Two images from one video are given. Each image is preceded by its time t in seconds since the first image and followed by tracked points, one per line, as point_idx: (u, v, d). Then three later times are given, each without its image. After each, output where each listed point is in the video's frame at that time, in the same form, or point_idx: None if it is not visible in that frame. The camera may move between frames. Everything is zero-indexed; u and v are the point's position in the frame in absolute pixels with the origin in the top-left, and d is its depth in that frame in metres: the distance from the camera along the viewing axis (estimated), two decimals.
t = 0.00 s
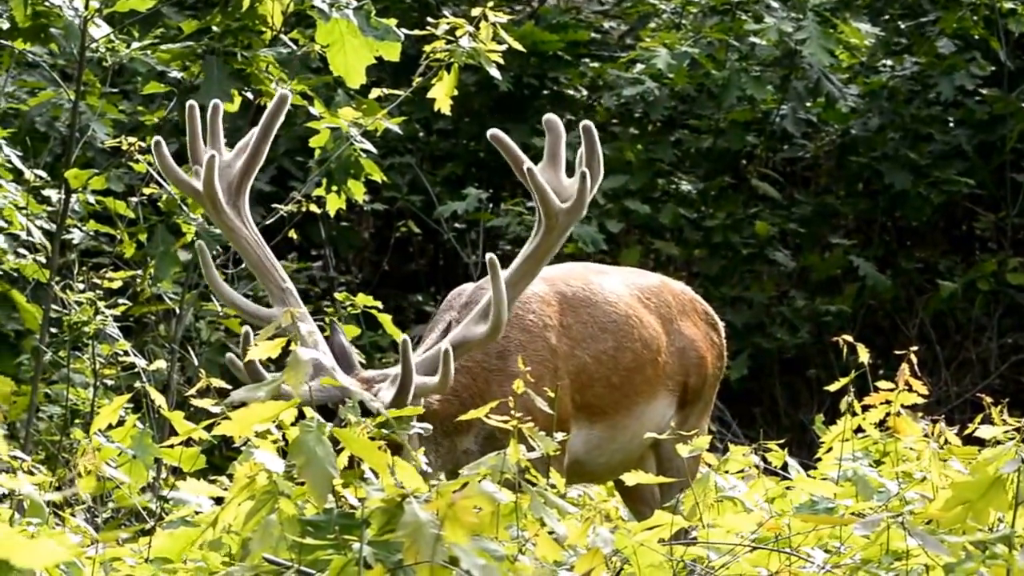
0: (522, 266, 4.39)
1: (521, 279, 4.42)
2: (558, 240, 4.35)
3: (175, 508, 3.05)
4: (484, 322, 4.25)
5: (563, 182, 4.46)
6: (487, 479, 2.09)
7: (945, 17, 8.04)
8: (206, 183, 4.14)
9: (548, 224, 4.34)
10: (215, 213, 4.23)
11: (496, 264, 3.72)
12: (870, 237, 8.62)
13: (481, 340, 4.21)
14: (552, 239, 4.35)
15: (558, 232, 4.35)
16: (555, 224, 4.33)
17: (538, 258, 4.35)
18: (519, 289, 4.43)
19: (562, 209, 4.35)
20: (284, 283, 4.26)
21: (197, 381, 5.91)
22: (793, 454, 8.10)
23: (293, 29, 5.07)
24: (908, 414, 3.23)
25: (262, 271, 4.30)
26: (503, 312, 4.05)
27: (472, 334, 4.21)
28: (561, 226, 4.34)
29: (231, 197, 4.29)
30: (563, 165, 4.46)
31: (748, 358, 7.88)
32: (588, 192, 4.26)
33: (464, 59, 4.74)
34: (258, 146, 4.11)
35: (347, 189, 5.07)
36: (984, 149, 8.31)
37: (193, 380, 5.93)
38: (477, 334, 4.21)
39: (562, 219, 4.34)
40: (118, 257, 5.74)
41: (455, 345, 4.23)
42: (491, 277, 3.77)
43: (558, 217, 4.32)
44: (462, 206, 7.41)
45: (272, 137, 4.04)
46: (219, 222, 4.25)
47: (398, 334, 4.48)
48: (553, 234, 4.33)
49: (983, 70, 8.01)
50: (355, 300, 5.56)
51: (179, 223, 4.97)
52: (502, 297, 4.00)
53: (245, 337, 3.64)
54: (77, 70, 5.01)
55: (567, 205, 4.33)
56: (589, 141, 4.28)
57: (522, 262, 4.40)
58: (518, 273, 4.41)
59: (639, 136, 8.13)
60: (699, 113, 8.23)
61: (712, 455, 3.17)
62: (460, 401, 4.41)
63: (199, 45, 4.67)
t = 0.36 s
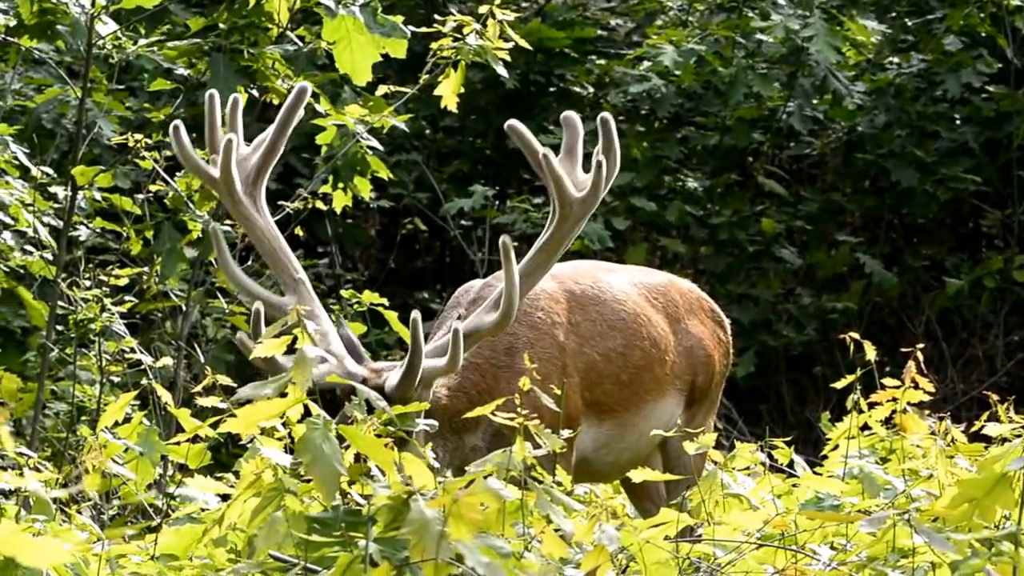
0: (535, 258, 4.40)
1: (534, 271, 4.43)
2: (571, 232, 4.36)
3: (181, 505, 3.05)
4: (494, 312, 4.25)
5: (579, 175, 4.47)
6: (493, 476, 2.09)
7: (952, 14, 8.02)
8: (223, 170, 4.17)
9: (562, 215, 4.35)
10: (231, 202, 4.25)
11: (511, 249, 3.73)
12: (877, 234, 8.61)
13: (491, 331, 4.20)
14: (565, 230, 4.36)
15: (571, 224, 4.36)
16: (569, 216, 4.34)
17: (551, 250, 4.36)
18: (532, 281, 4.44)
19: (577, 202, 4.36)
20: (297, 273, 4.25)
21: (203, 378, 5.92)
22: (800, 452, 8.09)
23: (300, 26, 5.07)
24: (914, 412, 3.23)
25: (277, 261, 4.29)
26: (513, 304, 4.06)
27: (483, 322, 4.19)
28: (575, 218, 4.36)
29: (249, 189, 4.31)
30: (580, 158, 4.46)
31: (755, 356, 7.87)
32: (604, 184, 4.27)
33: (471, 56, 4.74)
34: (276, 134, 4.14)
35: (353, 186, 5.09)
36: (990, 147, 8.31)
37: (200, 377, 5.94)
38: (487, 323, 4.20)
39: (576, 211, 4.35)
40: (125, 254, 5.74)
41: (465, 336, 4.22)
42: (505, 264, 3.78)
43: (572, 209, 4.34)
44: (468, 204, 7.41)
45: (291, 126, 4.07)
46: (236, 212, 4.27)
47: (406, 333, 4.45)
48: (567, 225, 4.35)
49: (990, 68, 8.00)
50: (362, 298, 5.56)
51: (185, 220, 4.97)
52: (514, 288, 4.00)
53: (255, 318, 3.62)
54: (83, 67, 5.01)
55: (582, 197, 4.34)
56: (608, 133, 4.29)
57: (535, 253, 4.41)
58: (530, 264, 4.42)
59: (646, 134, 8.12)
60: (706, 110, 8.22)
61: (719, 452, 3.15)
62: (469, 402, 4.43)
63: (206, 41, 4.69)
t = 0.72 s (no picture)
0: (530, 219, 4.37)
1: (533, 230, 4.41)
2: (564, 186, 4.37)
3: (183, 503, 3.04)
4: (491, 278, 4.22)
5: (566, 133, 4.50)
6: (497, 473, 2.08)
7: (956, 12, 8.01)
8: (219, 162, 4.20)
9: (553, 171, 4.36)
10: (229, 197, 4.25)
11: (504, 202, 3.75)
12: (881, 232, 8.60)
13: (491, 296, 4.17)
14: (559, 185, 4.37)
15: (564, 178, 4.37)
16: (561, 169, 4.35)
17: (547, 206, 4.36)
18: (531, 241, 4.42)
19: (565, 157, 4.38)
20: (297, 262, 4.22)
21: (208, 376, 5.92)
22: (804, 449, 8.08)
23: (304, 24, 5.07)
24: (918, 409, 3.23)
25: (275, 253, 4.26)
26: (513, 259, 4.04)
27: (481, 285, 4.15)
28: (566, 172, 4.37)
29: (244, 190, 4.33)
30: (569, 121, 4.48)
31: (759, 353, 7.86)
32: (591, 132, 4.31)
33: (475, 54, 4.72)
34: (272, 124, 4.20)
35: (358, 183, 5.07)
36: (995, 144, 8.30)
37: (204, 375, 5.94)
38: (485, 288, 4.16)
39: (567, 165, 4.37)
40: (129, 251, 5.75)
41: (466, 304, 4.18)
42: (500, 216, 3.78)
43: (564, 162, 4.35)
44: (472, 201, 7.42)
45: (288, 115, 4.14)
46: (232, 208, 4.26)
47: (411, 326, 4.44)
48: (559, 178, 4.36)
49: (994, 65, 8.00)
50: (366, 294, 5.56)
51: (189, 217, 4.97)
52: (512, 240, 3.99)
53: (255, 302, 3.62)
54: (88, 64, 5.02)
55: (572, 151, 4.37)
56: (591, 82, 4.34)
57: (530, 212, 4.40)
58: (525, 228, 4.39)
59: (650, 131, 8.11)
60: (710, 108, 8.22)
61: (723, 449, 3.12)
62: (475, 391, 4.37)
63: (210, 39, 4.67)
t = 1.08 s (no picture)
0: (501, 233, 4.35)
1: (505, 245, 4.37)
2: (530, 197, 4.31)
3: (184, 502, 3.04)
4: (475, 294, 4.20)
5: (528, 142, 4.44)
6: (499, 470, 2.09)
7: (957, 9, 8.01)
8: (186, 212, 4.03)
9: (517, 183, 4.30)
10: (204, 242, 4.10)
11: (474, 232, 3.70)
12: (883, 229, 8.61)
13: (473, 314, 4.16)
14: (524, 197, 4.31)
15: (529, 188, 4.31)
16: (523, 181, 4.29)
17: (516, 220, 4.31)
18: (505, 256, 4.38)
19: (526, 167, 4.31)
20: (285, 295, 4.14)
21: (209, 373, 5.92)
22: (805, 446, 8.08)
23: (306, 21, 5.08)
24: (920, 407, 3.24)
25: (261, 288, 4.17)
26: (490, 282, 4.01)
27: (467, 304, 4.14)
28: (530, 183, 4.31)
29: (215, 225, 4.18)
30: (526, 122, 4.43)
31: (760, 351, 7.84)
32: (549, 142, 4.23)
33: (476, 51, 4.73)
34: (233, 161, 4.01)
35: (359, 180, 5.06)
36: (996, 142, 8.29)
37: (205, 372, 5.95)
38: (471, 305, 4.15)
39: (531, 176, 4.30)
40: (130, 248, 5.75)
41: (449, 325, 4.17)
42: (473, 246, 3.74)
43: (526, 173, 4.29)
44: (473, 198, 7.42)
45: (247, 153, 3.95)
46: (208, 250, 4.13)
47: (413, 329, 4.45)
48: (523, 190, 4.29)
49: (995, 63, 8.01)
50: (367, 292, 5.55)
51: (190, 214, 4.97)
52: (487, 264, 3.96)
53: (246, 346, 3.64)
54: (89, 61, 5.01)
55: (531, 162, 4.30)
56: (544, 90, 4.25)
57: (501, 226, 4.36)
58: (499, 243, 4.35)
59: (651, 128, 8.12)
60: (711, 105, 8.21)
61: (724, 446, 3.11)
62: (479, 391, 4.39)
63: (212, 36, 4.66)
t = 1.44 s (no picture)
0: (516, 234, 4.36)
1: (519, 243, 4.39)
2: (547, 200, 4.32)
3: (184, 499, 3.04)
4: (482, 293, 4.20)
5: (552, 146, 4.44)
6: (497, 468, 2.10)
7: (958, 7, 8.01)
8: (205, 190, 4.05)
9: (537, 185, 4.31)
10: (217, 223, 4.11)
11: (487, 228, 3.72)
12: (882, 227, 8.61)
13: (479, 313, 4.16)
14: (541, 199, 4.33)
15: (547, 192, 4.33)
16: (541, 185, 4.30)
17: (531, 221, 4.32)
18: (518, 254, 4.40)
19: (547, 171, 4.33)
20: (291, 284, 4.14)
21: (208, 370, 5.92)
22: (804, 444, 8.09)
23: (306, 18, 5.07)
24: (919, 404, 3.24)
25: (266, 275, 4.17)
26: (499, 280, 4.03)
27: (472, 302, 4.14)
28: (550, 187, 4.32)
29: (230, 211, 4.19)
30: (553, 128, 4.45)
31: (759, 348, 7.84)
32: (573, 147, 4.24)
33: (476, 49, 4.73)
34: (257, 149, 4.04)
35: (359, 177, 5.06)
36: (996, 139, 8.29)
37: (205, 369, 5.94)
38: (477, 302, 4.15)
39: (551, 179, 4.32)
40: (130, 245, 5.75)
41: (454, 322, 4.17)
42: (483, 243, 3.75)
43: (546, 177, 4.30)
44: (472, 195, 7.42)
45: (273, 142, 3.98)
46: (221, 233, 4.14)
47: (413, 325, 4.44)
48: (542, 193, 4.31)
49: (995, 60, 7.99)
50: (367, 289, 5.55)
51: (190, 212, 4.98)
52: (496, 263, 3.97)
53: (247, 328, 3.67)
54: (89, 58, 5.01)
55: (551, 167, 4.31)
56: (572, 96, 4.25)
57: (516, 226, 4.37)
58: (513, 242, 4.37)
59: (651, 125, 8.12)
60: (711, 103, 8.20)
61: (724, 444, 3.12)
62: (479, 388, 4.39)
63: (212, 34, 4.65)
